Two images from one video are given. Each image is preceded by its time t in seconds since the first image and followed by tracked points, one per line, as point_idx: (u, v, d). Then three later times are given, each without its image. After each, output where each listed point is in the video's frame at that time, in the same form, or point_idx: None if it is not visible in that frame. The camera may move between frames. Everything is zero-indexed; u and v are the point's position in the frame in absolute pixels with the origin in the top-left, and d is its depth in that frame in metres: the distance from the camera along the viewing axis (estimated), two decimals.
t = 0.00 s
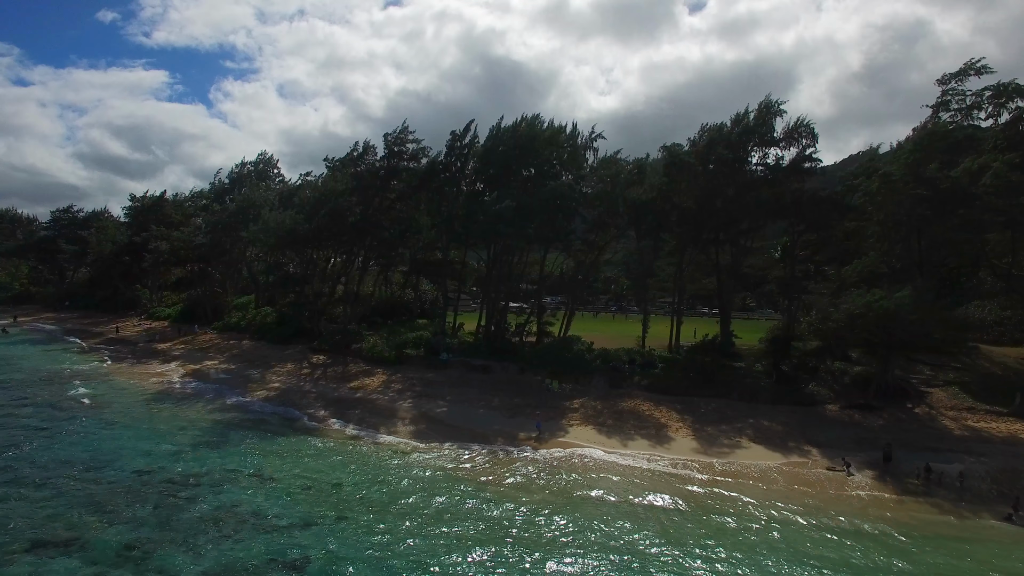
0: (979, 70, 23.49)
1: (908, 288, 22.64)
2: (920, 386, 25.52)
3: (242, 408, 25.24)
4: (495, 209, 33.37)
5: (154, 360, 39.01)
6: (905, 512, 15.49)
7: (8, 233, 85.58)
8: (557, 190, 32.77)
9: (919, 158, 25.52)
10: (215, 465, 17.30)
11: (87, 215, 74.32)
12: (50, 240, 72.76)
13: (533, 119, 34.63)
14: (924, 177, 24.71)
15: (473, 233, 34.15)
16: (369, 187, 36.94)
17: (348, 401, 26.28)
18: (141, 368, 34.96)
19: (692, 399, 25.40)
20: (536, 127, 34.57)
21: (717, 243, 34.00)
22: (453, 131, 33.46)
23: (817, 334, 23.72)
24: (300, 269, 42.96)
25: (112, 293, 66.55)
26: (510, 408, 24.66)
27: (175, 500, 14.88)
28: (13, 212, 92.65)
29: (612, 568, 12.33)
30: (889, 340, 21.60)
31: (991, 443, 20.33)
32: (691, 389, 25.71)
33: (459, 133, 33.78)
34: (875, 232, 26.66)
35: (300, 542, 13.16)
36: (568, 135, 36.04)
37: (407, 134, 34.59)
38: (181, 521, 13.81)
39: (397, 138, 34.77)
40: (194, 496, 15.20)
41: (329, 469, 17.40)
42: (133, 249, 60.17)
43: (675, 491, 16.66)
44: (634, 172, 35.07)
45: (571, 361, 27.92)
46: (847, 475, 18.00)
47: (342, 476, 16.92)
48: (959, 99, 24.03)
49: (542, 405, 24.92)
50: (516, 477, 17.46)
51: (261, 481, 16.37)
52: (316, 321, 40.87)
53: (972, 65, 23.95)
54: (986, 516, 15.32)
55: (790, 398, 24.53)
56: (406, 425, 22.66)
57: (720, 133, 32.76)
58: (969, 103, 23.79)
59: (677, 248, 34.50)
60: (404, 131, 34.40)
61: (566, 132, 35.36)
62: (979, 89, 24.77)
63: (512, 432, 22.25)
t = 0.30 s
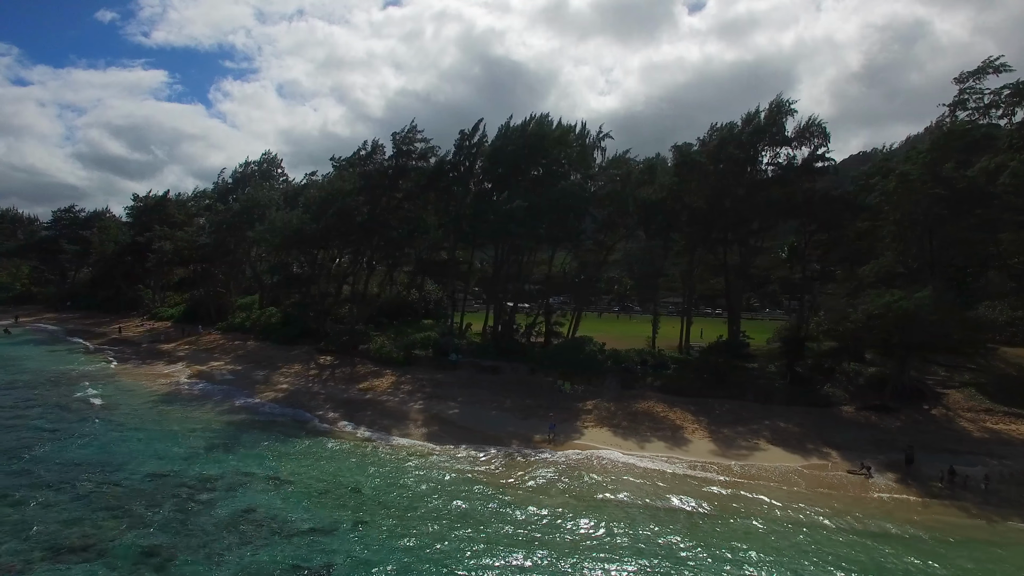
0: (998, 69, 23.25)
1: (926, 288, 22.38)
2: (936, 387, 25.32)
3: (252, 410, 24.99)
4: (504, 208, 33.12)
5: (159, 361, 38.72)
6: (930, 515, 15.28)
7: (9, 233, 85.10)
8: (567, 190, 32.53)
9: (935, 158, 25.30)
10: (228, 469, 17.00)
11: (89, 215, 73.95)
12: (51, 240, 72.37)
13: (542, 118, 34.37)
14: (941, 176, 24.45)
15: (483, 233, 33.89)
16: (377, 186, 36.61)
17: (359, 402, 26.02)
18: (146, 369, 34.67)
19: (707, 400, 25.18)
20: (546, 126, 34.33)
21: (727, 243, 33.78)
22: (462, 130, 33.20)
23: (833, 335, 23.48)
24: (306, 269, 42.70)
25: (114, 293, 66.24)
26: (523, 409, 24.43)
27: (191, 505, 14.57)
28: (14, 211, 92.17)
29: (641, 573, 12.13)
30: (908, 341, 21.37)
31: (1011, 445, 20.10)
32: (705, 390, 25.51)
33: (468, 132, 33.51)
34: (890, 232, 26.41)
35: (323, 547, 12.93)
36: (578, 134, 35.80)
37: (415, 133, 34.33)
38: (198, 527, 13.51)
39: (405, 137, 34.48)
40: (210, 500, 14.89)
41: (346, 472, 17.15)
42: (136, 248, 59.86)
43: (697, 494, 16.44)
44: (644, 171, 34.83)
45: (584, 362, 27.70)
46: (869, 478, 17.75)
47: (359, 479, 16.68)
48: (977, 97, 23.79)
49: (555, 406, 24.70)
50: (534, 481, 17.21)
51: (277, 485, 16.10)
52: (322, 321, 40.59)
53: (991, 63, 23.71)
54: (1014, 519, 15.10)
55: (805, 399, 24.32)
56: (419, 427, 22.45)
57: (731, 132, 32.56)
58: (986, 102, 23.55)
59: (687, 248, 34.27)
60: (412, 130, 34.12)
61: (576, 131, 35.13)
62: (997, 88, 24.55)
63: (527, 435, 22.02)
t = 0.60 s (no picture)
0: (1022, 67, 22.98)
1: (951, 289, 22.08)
2: (957, 389, 25.09)
3: (266, 412, 24.66)
4: (516, 208, 32.81)
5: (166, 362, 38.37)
6: (966, 520, 15.01)
7: (11, 233, 84.77)
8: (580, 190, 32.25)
9: (956, 157, 25.06)
10: (249, 474, 16.67)
11: (92, 215, 73.59)
12: (53, 240, 71.87)
13: (555, 117, 34.05)
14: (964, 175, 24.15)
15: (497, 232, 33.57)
16: (387, 186, 36.30)
17: (373, 404, 25.70)
18: (154, 370, 34.32)
19: (726, 402, 24.96)
20: (558, 126, 34.03)
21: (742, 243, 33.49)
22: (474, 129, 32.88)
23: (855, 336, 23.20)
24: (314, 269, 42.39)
25: (117, 293, 65.82)
26: (540, 411, 24.15)
27: (214, 510, 14.25)
28: (15, 211, 91.77)
29: None
30: (933, 342, 21.09)
31: None
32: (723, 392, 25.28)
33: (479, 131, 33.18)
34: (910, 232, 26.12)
35: (354, 553, 12.67)
36: (590, 133, 35.51)
37: (426, 132, 34.01)
38: (224, 532, 13.22)
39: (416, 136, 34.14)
40: (234, 505, 14.59)
41: (369, 477, 16.86)
42: (140, 248, 59.47)
43: (728, 499, 16.19)
44: (657, 171, 34.55)
45: (600, 362, 27.44)
46: (899, 482, 17.47)
47: (384, 484, 16.41)
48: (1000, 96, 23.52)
49: (572, 408, 24.45)
50: (561, 486, 16.91)
51: (300, 490, 15.81)
52: (331, 322, 40.28)
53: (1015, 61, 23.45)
54: None
55: (826, 401, 24.07)
56: (437, 430, 22.16)
57: (746, 131, 32.30)
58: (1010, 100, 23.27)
59: (701, 248, 34.03)
60: (423, 129, 33.78)
61: (588, 130, 34.86)
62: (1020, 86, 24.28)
63: (547, 438, 21.74)
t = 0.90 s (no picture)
0: None
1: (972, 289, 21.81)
2: (975, 390, 24.86)
3: (279, 414, 24.47)
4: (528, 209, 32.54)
5: (173, 363, 38.15)
6: (997, 525, 14.76)
7: (15, 234, 84.58)
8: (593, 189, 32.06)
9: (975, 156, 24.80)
10: (268, 476, 16.51)
11: (96, 215, 73.38)
12: (57, 240, 71.68)
13: (566, 116, 33.86)
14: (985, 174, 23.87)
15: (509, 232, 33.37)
16: (397, 185, 36.10)
17: (386, 406, 25.49)
18: (162, 371, 34.11)
19: (742, 404, 24.76)
20: (569, 125, 33.85)
21: (754, 243, 33.25)
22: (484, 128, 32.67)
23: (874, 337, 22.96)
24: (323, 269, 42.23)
25: (122, 293, 65.63)
26: (556, 413, 24.00)
27: (236, 513, 14.06)
28: (19, 211, 91.53)
29: None
30: (955, 343, 20.84)
31: None
32: (738, 393, 25.16)
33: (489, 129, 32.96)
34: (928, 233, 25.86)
35: (383, 556, 12.49)
36: (601, 133, 35.34)
37: (436, 131, 33.82)
38: (250, 535, 13.04)
39: (426, 135, 33.95)
40: (256, 508, 14.41)
41: (389, 480, 16.70)
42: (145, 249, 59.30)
43: (753, 501, 16.03)
44: (669, 170, 34.32)
45: (615, 363, 27.29)
46: (925, 484, 17.21)
47: (406, 487, 16.25)
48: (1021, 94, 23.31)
49: (588, 409, 24.30)
50: (582, 489, 16.66)
51: (322, 492, 15.62)
52: (339, 322, 40.08)
53: None
54: None
55: (843, 402, 23.85)
56: (453, 432, 21.97)
57: (759, 131, 32.13)
58: None
59: (713, 248, 33.86)
60: (433, 128, 33.57)
61: (600, 130, 34.69)
62: None
63: (564, 440, 21.54)
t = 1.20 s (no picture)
0: None
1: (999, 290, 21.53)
2: (999, 392, 24.58)
3: (296, 416, 24.23)
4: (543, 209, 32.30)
5: (183, 364, 37.92)
6: None
7: (20, 234, 84.34)
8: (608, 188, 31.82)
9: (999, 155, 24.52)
10: (292, 480, 16.25)
11: (101, 215, 73.18)
12: (63, 240, 71.50)
13: (580, 116, 33.69)
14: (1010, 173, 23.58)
15: (525, 231, 33.13)
16: (410, 185, 35.89)
17: (403, 407, 25.25)
18: (174, 372, 33.88)
19: (764, 405, 24.51)
20: (584, 125, 33.68)
21: (771, 244, 32.99)
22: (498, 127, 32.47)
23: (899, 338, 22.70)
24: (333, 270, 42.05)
25: (128, 293, 65.42)
26: (576, 415, 23.83)
27: (266, 518, 13.80)
28: (23, 212, 91.20)
29: None
30: (982, 344, 20.58)
31: None
32: (759, 395, 24.95)
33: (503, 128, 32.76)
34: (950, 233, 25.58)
35: (420, 561, 12.28)
36: (615, 132, 35.16)
37: (450, 131, 33.61)
38: (282, 540, 12.80)
39: (440, 135, 33.76)
40: (285, 512, 14.17)
41: (416, 483, 16.46)
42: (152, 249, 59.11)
43: (787, 505, 15.78)
44: (684, 170, 34.08)
45: (633, 365, 27.12)
46: (958, 488, 16.94)
47: (434, 490, 16.04)
48: None
49: (608, 411, 24.13)
50: (611, 493, 16.40)
51: (349, 496, 15.38)
52: (349, 323, 39.83)
53: None
54: None
55: (867, 404, 23.59)
56: (473, 435, 21.74)
57: (775, 131, 31.98)
58: None
59: (729, 248, 33.66)
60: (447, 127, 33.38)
61: (614, 130, 34.52)
62: None
63: (586, 443, 21.31)
